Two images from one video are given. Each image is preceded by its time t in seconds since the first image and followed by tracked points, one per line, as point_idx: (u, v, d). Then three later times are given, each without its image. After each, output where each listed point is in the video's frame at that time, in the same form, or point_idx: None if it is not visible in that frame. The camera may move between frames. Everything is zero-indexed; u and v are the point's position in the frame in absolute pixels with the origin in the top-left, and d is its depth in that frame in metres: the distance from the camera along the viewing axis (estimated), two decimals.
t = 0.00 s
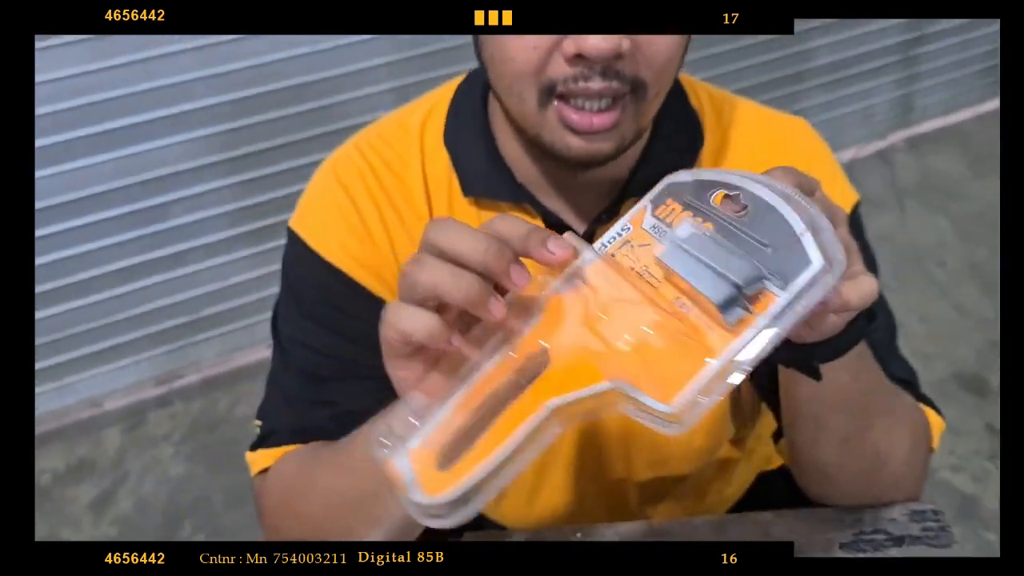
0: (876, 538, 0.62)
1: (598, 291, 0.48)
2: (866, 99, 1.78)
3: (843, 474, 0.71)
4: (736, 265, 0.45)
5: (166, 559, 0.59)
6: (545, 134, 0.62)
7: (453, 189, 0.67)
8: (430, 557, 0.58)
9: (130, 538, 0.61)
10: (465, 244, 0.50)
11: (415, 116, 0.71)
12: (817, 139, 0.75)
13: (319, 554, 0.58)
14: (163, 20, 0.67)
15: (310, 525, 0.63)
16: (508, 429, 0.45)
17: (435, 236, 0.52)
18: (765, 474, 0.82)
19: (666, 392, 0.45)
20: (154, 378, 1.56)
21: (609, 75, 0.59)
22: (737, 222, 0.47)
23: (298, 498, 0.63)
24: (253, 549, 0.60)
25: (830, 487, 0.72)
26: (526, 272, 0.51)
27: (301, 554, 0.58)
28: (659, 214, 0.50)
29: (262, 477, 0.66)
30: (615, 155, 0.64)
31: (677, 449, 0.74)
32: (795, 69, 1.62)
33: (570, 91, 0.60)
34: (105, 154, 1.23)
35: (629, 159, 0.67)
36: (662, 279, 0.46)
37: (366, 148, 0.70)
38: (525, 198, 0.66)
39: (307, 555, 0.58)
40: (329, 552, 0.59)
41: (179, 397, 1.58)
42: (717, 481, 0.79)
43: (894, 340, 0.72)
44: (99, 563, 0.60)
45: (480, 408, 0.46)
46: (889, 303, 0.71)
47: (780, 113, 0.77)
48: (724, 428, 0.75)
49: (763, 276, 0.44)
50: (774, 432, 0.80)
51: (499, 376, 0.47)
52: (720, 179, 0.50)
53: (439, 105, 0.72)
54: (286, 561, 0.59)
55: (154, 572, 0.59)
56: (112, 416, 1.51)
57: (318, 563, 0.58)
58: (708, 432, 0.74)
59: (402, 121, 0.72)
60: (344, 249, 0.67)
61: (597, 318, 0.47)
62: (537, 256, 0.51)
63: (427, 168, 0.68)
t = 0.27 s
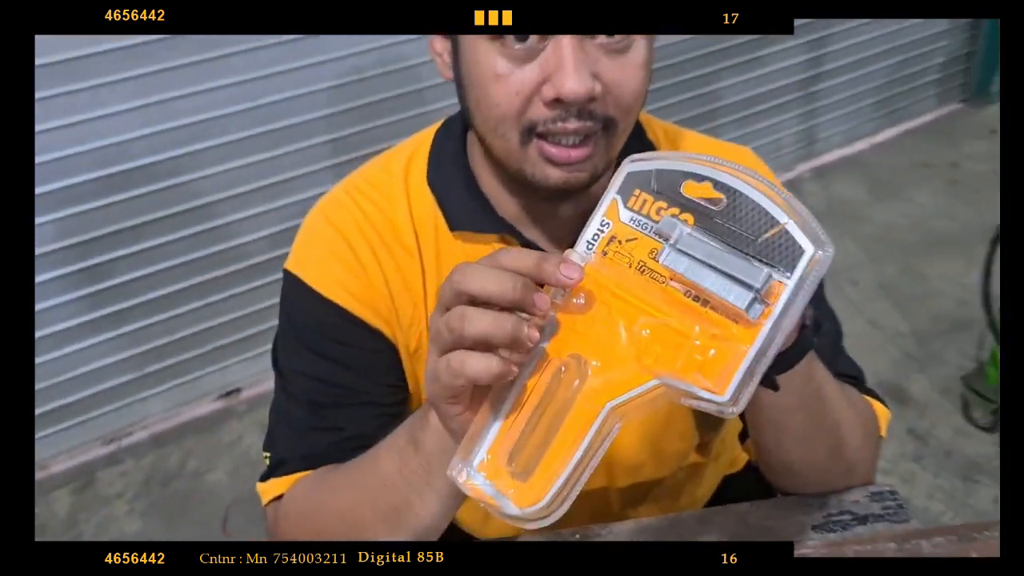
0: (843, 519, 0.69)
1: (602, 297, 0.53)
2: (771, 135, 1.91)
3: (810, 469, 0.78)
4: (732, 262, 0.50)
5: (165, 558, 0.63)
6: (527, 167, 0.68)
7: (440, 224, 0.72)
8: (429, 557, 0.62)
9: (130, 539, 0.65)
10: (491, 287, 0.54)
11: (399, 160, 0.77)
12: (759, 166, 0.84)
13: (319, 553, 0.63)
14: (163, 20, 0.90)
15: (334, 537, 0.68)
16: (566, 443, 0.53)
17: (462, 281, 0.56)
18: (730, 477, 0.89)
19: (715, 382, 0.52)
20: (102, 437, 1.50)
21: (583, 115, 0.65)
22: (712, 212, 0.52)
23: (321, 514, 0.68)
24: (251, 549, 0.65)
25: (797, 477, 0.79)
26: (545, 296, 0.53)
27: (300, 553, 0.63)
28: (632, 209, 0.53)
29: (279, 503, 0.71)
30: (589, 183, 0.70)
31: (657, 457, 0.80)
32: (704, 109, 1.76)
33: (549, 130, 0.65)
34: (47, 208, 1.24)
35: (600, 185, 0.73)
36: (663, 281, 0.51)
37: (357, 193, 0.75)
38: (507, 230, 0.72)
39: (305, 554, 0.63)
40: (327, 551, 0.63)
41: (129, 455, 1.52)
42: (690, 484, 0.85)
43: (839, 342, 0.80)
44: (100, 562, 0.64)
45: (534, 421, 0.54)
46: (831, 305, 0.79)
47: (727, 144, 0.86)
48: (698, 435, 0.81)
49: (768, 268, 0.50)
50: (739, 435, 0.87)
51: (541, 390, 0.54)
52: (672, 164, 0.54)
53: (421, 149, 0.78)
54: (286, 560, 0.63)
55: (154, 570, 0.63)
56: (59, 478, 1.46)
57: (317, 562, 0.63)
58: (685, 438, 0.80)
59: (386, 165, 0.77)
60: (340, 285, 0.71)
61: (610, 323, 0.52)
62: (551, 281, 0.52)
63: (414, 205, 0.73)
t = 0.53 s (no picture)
0: (839, 518, 0.69)
1: (602, 298, 0.53)
2: (760, 140, 1.92)
3: (804, 469, 0.79)
4: (730, 262, 0.51)
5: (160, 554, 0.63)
6: (524, 172, 0.68)
7: (437, 229, 0.73)
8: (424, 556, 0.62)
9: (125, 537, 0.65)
10: (495, 287, 0.54)
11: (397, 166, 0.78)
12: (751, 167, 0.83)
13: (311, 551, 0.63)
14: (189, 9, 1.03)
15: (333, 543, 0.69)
16: (567, 441, 0.54)
17: (466, 283, 0.56)
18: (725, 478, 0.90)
19: (713, 381, 0.53)
20: (93, 446, 1.49)
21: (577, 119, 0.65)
22: (710, 215, 0.53)
23: (321, 518, 0.69)
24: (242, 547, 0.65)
25: (792, 477, 0.80)
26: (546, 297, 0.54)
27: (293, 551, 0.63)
28: (632, 211, 0.54)
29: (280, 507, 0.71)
30: (585, 186, 0.70)
31: (654, 458, 0.80)
32: (691, 115, 1.77)
33: (545, 135, 0.66)
34: (41, 217, 1.25)
35: (595, 190, 0.73)
36: (663, 282, 0.52)
37: (355, 200, 0.76)
38: (503, 234, 0.73)
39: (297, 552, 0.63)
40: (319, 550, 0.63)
41: (120, 464, 1.50)
42: (687, 486, 0.85)
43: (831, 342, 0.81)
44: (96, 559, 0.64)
45: (535, 423, 0.55)
46: (823, 305, 0.80)
47: (720, 147, 0.86)
48: (695, 435, 0.81)
49: (764, 268, 0.51)
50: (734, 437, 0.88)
51: (544, 389, 0.55)
52: (671, 167, 0.54)
53: (418, 155, 0.78)
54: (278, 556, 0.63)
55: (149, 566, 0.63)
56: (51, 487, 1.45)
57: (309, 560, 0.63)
58: (681, 439, 0.80)
59: (384, 171, 0.78)
60: (339, 290, 0.71)
61: (610, 323, 0.53)
62: (553, 283, 0.53)
63: (412, 211, 0.74)
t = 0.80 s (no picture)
0: (838, 518, 0.69)
1: (602, 298, 0.53)
2: (760, 139, 1.92)
3: (804, 469, 0.79)
4: (730, 262, 0.51)
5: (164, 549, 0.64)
6: (523, 172, 0.68)
7: (437, 229, 0.73)
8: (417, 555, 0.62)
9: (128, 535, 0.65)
10: (495, 287, 0.55)
11: (397, 166, 0.78)
12: (751, 168, 0.83)
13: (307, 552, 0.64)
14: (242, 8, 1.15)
15: (335, 543, 0.69)
16: (567, 441, 0.54)
17: (466, 283, 0.56)
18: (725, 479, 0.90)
19: (713, 382, 0.53)
20: (94, 446, 1.49)
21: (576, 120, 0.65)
22: (710, 215, 0.53)
23: (322, 518, 0.69)
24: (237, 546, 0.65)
25: (792, 477, 0.80)
26: (549, 298, 0.54)
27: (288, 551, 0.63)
28: (632, 211, 0.54)
29: (281, 507, 0.71)
30: (585, 187, 0.70)
31: (654, 458, 0.80)
32: (692, 115, 1.77)
33: (545, 135, 0.66)
34: (41, 217, 1.24)
35: (595, 190, 0.73)
36: (662, 282, 0.52)
37: (355, 200, 0.76)
38: (503, 233, 0.73)
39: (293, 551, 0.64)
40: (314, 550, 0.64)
41: (121, 463, 1.51)
42: (686, 486, 0.85)
43: (830, 342, 0.81)
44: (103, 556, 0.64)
45: (535, 423, 0.55)
46: (823, 305, 0.80)
47: (719, 147, 0.86)
48: (695, 435, 0.81)
49: (765, 268, 0.51)
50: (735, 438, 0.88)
51: (544, 388, 0.55)
52: (671, 167, 0.54)
53: (418, 155, 0.78)
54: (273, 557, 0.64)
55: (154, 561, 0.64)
56: (51, 487, 1.45)
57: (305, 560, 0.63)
58: (682, 440, 0.80)
59: (383, 170, 0.78)
60: (338, 290, 0.71)
61: (610, 323, 0.53)
62: (553, 282, 0.53)
63: (411, 211, 0.74)
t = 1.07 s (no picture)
0: (839, 518, 0.70)
1: (602, 298, 0.53)
2: (761, 139, 1.92)
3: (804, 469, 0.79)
4: (730, 262, 0.51)
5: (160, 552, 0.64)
6: (522, 171, 0.68)
7: (437, 230, 0.73)
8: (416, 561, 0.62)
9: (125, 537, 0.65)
10: (495, 287, 0.55)
11: (397, 166, 0.77)
12: (751, 168, 0.84)
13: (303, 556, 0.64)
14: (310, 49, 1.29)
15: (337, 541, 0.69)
16: (567, 441, 0.54)
17: (466, 283, 0.56)
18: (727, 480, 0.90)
19: (714, 383, 0.53)
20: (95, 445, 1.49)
21: (576, 120, 0.65)
22: (710, 215, 0.53)
23: (323, 518, 0.69)
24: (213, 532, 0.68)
25: (792, 477, 0.80)
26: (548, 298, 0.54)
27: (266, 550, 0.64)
28: (632, 212, 0.54)
29: (280, 507, 0.71)
30: (584, 187, 0.69)
31: (654, 458, 0.80)
32: (692, 115, 1.77)
33: (544, 135, 0.66)
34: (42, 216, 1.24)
35: (595, 190, 0.73)
36: (663, 282, 0.52)
37: (355, 200, 0.76)
38: (504, 232, 0.73)
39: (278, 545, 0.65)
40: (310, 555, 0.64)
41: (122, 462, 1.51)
42: (687, 486, 0.85)
43: (830, 342, 0.81)
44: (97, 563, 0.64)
45: (534, 424, 0.55)
46: (822, 306, 0.80)
47: (719, 147, 0.86)
48: (696, 436, 0.82)
49: (765, 268, 0.51)
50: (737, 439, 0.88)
51: (543, 389, 0.55)
52: (671, 167, 0.55)
53: (418, 154, 0.78)
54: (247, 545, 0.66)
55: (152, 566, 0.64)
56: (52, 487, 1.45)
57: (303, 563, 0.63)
58: (682, 440, 0.80)
59: (383, 170, 0.78)
60: (340, 290, 0.71)
61: (610, 323, 0.53)
62: (553, 282, 0.53)
63: (411, 211, 0.74)
